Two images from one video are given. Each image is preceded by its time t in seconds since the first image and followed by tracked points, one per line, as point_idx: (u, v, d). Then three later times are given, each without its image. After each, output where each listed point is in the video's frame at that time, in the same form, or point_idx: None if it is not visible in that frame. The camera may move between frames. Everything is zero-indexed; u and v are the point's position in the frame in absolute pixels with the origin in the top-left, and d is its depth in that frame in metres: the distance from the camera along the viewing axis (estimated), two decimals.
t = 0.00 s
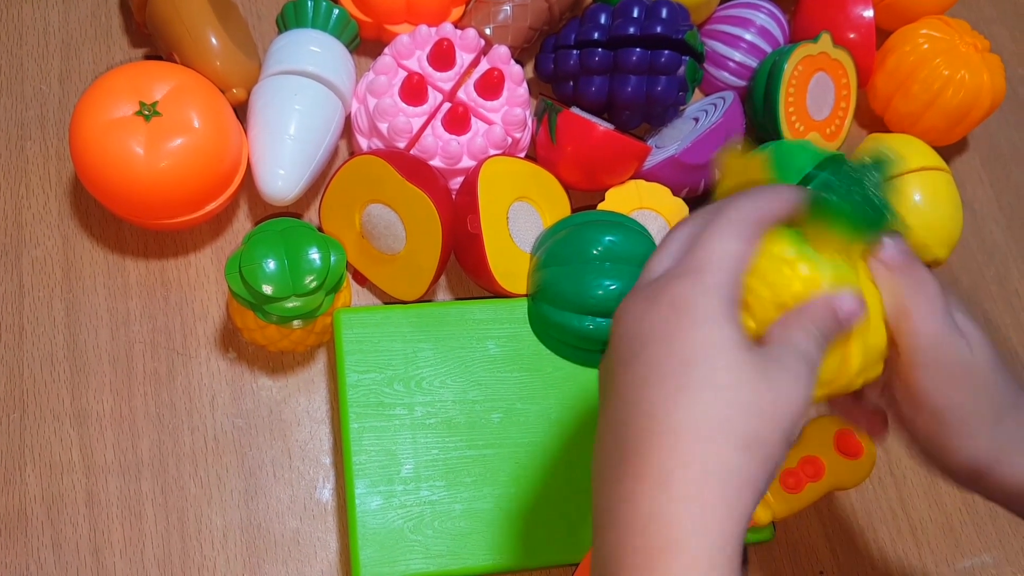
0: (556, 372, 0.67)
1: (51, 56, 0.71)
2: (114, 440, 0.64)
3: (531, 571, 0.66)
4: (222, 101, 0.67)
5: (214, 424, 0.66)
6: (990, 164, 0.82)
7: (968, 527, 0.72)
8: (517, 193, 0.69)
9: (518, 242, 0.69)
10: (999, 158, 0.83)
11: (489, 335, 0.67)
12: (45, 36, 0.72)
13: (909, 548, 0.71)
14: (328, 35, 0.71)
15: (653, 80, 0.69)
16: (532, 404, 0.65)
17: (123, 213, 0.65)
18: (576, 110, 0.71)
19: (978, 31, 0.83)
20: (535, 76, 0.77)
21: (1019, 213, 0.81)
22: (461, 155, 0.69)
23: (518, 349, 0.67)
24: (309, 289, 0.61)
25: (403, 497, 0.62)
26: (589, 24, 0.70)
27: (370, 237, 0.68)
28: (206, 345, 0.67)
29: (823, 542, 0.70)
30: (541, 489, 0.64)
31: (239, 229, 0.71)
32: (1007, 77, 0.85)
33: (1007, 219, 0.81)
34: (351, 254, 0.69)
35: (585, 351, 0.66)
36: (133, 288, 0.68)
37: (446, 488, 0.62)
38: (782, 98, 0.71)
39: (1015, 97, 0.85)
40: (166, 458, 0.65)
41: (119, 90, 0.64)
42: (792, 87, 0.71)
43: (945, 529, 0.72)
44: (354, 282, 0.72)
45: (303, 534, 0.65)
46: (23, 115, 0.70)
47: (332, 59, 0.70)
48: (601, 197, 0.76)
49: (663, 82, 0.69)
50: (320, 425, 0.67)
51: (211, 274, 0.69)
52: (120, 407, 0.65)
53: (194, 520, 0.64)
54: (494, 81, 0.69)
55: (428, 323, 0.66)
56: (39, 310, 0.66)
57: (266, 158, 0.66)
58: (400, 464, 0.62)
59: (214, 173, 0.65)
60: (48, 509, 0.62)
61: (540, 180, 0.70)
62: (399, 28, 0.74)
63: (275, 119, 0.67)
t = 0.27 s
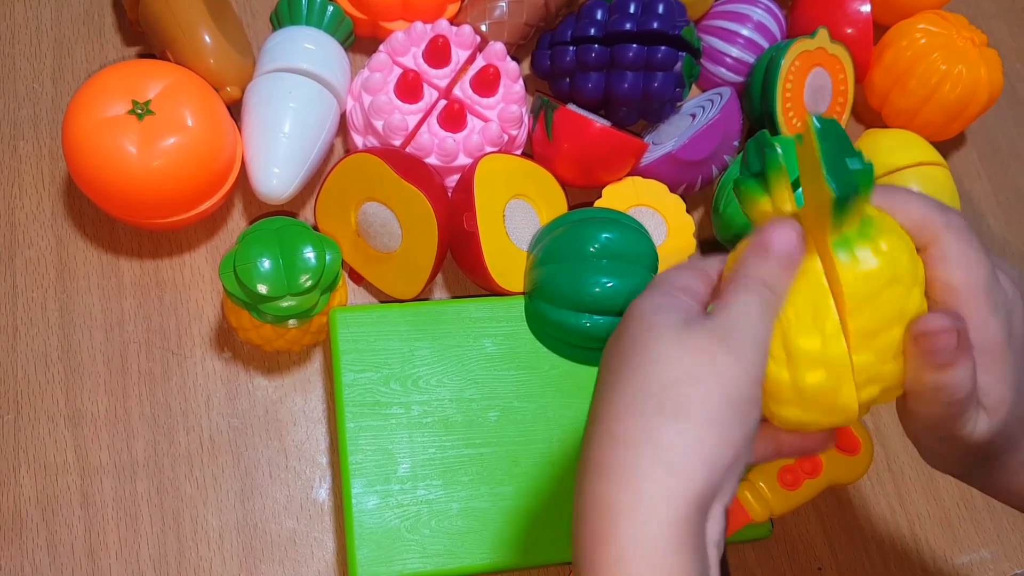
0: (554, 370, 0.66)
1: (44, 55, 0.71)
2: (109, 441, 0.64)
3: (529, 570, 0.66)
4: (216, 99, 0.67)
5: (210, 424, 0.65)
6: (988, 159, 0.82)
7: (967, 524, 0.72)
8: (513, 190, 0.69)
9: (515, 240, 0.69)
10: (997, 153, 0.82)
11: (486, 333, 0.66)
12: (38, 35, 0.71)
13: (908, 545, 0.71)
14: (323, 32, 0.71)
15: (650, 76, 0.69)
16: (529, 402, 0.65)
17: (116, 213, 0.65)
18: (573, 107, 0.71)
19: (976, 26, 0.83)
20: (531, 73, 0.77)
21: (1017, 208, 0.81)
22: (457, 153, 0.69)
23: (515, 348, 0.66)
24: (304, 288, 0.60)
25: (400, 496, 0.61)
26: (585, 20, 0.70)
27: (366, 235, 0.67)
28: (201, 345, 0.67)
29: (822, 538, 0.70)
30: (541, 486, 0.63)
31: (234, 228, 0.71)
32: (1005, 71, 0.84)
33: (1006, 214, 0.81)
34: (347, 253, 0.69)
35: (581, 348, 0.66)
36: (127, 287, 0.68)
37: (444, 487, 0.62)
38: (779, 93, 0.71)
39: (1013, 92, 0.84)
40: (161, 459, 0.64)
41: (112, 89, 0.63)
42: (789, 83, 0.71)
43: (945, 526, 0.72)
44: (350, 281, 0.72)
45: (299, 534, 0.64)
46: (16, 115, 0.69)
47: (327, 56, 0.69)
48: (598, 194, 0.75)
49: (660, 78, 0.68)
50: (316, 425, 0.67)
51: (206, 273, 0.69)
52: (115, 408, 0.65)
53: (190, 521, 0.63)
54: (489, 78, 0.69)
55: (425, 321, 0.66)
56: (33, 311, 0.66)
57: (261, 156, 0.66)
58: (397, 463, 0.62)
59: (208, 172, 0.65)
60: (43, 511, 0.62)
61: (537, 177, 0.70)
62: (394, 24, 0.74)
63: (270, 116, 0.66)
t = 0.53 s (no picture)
0: (556, 372, 0.67)
1: (50, 58, 0.71)
2: (113, 442, 0.64)
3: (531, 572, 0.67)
4: (221, 103, 0.67)
5: (214, 425, 0.66)
6: (988, 164, 0.83)
7: (966, 526, 0.72)
8: (516, 193, 0.69)
9: (518, 243, 0.69)
10: (997, 157, 0.83)
11: (488, 335, 0.67)
12: (44, 38, 0.72)
13: (908, 548, 0.71)
14: (327, 36, 0.71)
15: (652, 81, 0.69)
16: (531, 404, 0.66)
17: (121, 215, 0.65)
18: (576, 111, 0.71)
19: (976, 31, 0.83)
20: (533, 77, 0.77)
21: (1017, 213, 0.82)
22: (460, 156, 0.69)
23: (518, 350, 0.67)
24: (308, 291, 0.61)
25: (402, 497, 0.62)
26: (587, 25, 0.70)
27: (370, 238, 0.68)
28: (205, 347, 0.67)
29: (822, 541, 0.70)
30: (542, 487, 0.64)
31: (239, 231, 0.71)
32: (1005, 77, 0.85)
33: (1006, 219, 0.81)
34: (351, 255, 0.69)
35: (583, 351, 0.67)
36: (132, 289, 0.68)
37: (446, 489, 0.62)
38: (780, 98, 0.71)
39: (1013, 97, 0.85)
40: (165, 460, 0.65)
41: (118, 92, 0.64)
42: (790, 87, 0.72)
43: (945, 529, 0.72)
44: (354, 283, 0.72)
45: (302, 535, 0.65)
46: (22, 117, 0.70)
47: (332, 60, 0.70)
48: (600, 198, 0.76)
49: (662, 83, 0.69)
50: (319, 426, 0.67)
51: (210, 275, 0.69)
52: (119, 409, 0.65)
53: (194, 522, 0.64)
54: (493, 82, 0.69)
55: (428, 324, 0.66)
56: (38, 312, 0.66)
57: (266, 159, 0.66)
58: (399, 465, 0.62)
59: (213, 175, 0.65)
60: (48, 511, 0.62)
61: (540, 181, 0.71)
62: (397, 28, 0.74)
63: (274, 120, 0.66)
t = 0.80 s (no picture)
0: (555, 369, 0.67)
1: (48, 52, 0.71)
2: (112, 438, 0.64)
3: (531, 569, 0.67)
4: (219, 98, 0.67)
5: (212, 421, 0.66)
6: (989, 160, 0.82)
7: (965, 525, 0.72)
8: (515, 190, 0.69)
9: (518, 240, 0.69)
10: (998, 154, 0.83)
11: (487, 332, 0.67)
12: (43, 32, 0.71)
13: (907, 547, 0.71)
14: (327, 32, 0.71)
15: (652, 77, 0.69)
16: (531, 401, 0.66)
17: (120, 210, 0.65)
18: (575, 107, 0.71)
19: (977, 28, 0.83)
20: (533, 73, 0.77)
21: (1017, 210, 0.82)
22: (460, 152, 0.69)
23: (517, 347, 0.67)
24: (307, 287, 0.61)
25: (402, 495, 0.62)
26: (588, 20, 0.70)
27: (369, 234, 0.68)
28: (204, 343, 0.67)
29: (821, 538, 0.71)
30: (542, 484, 0.64)
31: (238, 227, 0.71)
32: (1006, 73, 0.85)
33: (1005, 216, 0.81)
34: (350, 252, 0.69)
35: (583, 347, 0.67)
36: (130, 285, 0.68)
37: (445, 486, 0.62)
38: (781, 94, 0.71)
39: (1015, 93, 0.85)
40: (164, 456, 0.64)
41: (117, 87, 0.63)
42: (791, 84, 0.71)
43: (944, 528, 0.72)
44: (353, 279, 0.72)
45: (301, 531, 0.65)
46: (20, 111, 0.70)
47: (331, 55, 0.70)
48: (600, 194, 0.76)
49: (662, 79, 0.68)
50: (318, 423, 0.67)
51: (209, 271, 0.69)
52: (118, 405, 0.65)
53: (193, 518, 0.63)
54: (493, 78, 0.69)
55: (427, 321, 0.66)
56: (36, 308, 0.66)
57: (265, 154, 0.66)
58: (399, 462, 0.62)
59: (212, 170, 0.65)
60: (46, 508, 0.62)
61: (539, 177, 0.70)
62: (397, 23, 0.74)
63: (274, 115, 0.66)
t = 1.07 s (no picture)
0: (552, 367, 0.67)
1: (44, 49, 0.71)
2: (108, 436, 0.64)
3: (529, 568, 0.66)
4: (216, 94, 0.67)
5: (209, 419, 0.65)
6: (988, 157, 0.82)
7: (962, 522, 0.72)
8: (513, 187, 0.69)
9: (514, 237, 0.69)
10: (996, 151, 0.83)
11: (484, 330, 0.67)
12: (39, 29, 0.71)
13: (905, 545, 0.71)
14: (323, 28, 0.70)
15: (649, 73, 0.68)
16: (528, 399, 0.65)
17: (115, 207, 0.65)
18: (572, 103, 0.70)
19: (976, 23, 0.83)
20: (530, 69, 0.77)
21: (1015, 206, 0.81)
22: (457, 149, 0.69)
23: (514, 345, 0.67)
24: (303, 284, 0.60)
25: (398, 493, 0.61)
26: (585, 17, 0.70)
27: (366, 231, 0.67)
28: (201, 340, 0.67)
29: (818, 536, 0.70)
30: (539, 482, 0.64)
31: (234, 224, 0.71)
32: (1005, 70, 0.84)
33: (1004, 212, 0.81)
34: (347, 249, 0.69)
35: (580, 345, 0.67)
36: (127, 282, 0.68)
37: (442, 484, 0.62)
38: (779, 91, 0.70)
39: (1014, 90, 0.84)
40: (160, 454, 0.64)
41: (113, 84, 0.63)
42: (789, 80, 0.71)
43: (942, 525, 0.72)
44: (349, 277, 0.72)
45: (298, 530, 0.64)
46: (16, 108, 0.69)
47: (328, 52, 0.70)
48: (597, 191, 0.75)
49: (660, 75, 0.68)
50: (315, 421, 0.67)
51: (205, 268, 0.69)
52: (114, 403, 0.65)
53: (189, 517, 0.63)
54: (489, 75, 0.69)
55: (424, 318, 0.66)
56: (32, 305, 0.66)
57: (260, 150, 0.66)
58: (395, 460, 0.62)
59: (208, 167, 0.65)
60: (42, 506, 0.62)
61: (537, 174, 0.70)
62: (393, 20, 0.74)
63: (270, 112, 0.66)
